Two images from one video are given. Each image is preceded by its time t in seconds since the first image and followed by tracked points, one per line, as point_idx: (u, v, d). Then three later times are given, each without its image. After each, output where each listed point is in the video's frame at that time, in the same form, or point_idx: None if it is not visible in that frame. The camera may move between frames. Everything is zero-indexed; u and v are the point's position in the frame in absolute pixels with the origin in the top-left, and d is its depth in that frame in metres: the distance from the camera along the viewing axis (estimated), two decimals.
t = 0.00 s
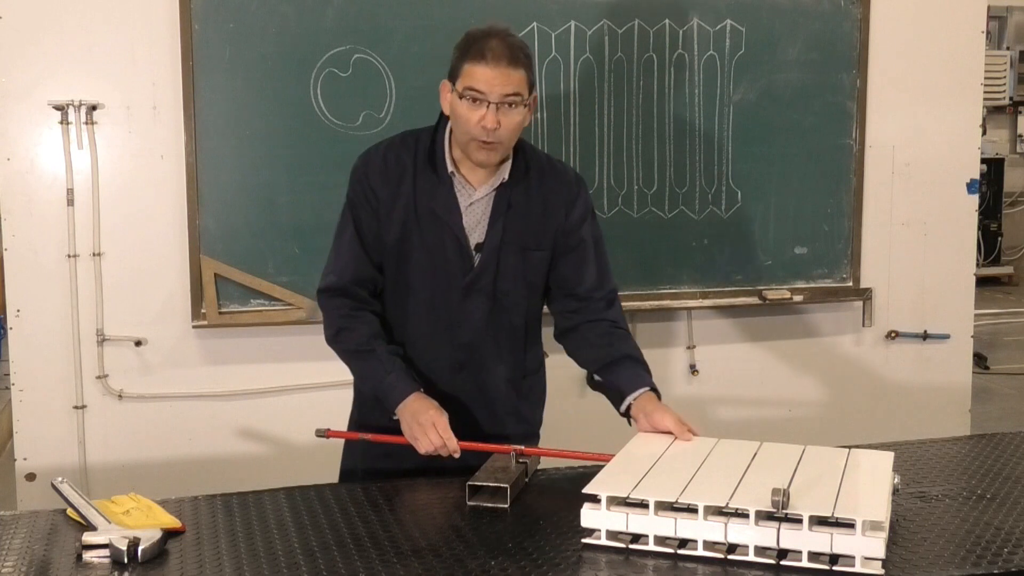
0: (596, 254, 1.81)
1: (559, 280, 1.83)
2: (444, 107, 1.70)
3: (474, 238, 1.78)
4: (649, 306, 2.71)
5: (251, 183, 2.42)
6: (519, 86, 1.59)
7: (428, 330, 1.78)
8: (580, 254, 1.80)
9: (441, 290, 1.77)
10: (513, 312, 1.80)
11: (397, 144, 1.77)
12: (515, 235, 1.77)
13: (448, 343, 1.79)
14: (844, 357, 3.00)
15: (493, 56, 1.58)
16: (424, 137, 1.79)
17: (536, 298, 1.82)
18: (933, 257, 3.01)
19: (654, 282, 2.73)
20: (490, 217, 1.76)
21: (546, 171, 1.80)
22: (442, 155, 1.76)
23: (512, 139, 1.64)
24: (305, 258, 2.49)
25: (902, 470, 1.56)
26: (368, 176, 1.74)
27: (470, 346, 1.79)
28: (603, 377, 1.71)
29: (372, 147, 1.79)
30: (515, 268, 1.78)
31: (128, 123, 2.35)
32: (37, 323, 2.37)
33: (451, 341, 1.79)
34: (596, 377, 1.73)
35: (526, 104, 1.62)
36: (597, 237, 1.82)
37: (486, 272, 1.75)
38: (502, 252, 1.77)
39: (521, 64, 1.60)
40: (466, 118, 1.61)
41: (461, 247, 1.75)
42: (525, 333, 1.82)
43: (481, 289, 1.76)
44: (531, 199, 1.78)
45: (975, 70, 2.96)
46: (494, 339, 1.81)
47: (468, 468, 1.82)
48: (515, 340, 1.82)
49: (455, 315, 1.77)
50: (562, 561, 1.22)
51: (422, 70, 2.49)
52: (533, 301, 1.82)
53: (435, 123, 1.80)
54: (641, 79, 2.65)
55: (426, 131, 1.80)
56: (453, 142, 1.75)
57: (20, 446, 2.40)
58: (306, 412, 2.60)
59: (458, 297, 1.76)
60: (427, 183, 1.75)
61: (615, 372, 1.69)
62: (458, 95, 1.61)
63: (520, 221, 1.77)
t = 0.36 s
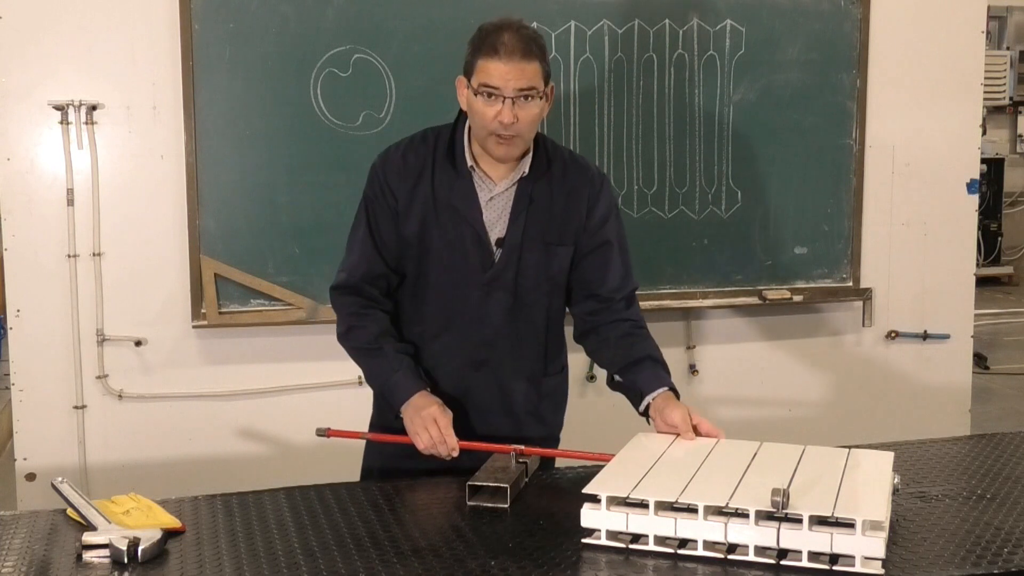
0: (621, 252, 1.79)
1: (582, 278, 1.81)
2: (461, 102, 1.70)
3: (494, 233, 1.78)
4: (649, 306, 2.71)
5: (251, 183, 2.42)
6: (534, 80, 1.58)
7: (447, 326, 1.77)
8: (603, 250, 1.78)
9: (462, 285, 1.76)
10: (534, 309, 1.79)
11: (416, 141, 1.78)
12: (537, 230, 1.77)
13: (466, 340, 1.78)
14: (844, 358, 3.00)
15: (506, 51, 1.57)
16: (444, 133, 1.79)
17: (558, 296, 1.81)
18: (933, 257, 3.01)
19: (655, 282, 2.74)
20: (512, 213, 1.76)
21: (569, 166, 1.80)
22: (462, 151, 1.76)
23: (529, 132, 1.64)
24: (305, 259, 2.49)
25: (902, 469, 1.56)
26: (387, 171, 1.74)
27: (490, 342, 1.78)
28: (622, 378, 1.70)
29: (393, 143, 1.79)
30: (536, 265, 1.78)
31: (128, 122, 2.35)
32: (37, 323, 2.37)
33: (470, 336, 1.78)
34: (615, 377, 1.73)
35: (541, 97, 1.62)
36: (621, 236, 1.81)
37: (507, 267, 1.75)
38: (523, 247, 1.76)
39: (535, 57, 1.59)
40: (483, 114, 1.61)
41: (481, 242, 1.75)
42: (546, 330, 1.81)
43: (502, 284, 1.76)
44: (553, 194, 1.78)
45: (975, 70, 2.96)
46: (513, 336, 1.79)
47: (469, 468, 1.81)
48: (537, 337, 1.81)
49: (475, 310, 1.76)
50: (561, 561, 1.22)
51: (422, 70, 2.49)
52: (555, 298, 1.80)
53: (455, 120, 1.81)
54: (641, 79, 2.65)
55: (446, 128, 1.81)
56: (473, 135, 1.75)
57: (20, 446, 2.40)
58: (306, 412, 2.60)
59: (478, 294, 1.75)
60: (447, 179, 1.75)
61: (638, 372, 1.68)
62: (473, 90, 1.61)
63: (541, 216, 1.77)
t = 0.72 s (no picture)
0: (623, 245, 1.79)
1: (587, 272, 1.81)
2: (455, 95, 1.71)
3: (499, 227, 1.77)
4: (649, 306, 2.71)
5: (251, 183, 2.42)
6: (518, 83, 1.57)
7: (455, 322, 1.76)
8: (607, 246, 1.78)
9: (469, 279, 1.75)
10: (542, 302, 1.77)
11: (421, 139, 1.78)
12: (543, 223, 1.76)
13: (473, 335, 1.76)
14: (844, 358, 3.00)
15: (489, 56, 1.56)
16: (448, 130, 1.79)
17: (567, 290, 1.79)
18: (933, 258, 3.01)
19: (655, 282, 2.73)
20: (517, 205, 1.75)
21: (574, 160, 1.79)
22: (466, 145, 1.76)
23: (516, 131, 1.64)
24: (305, 259, 2.49)
25: (902, 469, 1.55)
26: (392, 168, 1.74)
27: (499, 337, 1.76)
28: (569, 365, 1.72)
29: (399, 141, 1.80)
30: (542, 257, 1.76)
31: (129, 122, 2.35)
32: (37, 323, 2.37)
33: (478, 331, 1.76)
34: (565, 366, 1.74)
35: (527, 97, 1.61)
36: (624, 228, 1.80)
37: (512, 260, 1.74)
38: (528, 240, 1.76)
39: (519, 59, 1.57)
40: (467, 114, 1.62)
41: (486, 235, 1.74)
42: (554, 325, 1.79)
43: (508, 278, 1.74)
44: (559, 186, 1.78)
45: (975, 70, 2.96)
46: (522, 331, 1.77)
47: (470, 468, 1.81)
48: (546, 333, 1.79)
49: (483, 304, 1.75)
50: (561, 561, 1.22)
51: (422, 70, 2.49)
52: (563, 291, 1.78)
53: (459, 116, 1.81)
54: (641, 79, 2.65)
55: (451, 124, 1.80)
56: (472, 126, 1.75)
57: (20, 446, 2.40)
58: (306, 413, 2.60)
59: (484, 288, 1.74)
60: (451, 174, 1.75)
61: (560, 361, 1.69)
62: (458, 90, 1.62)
63: (546, 209, 1.76)
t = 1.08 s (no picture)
0: (607, 247, 1.75)
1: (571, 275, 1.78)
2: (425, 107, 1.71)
3: (476, 230, 1.76)
4: (649, 306, 2.71)
5: (250, 183, 2.42)
6: (474, 98, 1.57)
7: (435, 327, 1.75)
8: (591, 247, 1.74)
9: (448, 283, 1.74)
10: (521, 306, 1.76)
11: (403, 142, 1.78)
12: (521, 226, 1.74)
13: (453, 339, 1.75)
14: (844, 358, 3.00)
15: (445, 70, 1.55)
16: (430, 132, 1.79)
17: (548, 293, 1.76)
18: (932, 258, 3.01)
19: (655, 282, 2.74)
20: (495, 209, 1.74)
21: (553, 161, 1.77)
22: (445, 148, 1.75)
23: (480, 144, 1.64)
24: (304, 259, 2.48)
25: (902, 470, 1.55)
26: (373, 173, 1.74)
27: (477, 341, 1.75)
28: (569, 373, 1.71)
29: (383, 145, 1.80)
30: (521, 261, 1.75)
31: (128, 123, 2.35)
32: (37, 323, 2.37)
33: (458, 336, 1.75)
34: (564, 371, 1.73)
35: (487, 110, 1.60)
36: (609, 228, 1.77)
37: (490, 263, 1.73)
38: (506, 243, 1.74)
39: (474, 74, 1.57)
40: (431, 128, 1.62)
41: (464, 239, 1.73)
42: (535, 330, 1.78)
43: (486, 282, 1.73)
44: (538, 188, 1.76)
45: (975, 70, 2.96)
46: (502, 334, 1.76)
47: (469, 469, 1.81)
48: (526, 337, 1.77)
49: (462, 308, 1.74)
50: (562, 561, 1.22)
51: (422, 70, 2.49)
52: (543, 294, 1.76)
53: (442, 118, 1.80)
54: (641, 79, 2.65)
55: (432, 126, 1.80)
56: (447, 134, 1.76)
57: (20, 447, 2.40)
58: (306, 412, 2.60)
59: (462, 291, 1.73)
60: (430, 178, 1.74)
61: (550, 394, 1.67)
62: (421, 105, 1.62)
63: (523, 212, 1.75)
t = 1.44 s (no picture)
0: (599, 241, 1.75)
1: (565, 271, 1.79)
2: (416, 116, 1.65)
3: (467, 230, 1.77)
4: (649, 305, 2.71)
5: (250, 183, 2.42)
6: (487, 105, 1.54)
7: (428, 328, 1.75)
8: (583, 242, 1.74)
9: (439, 284, 1.74)
10: (514, 304, 1.75)
11: (389, 143, 1.78)
12: (511, 224, 1.74)
13: (447, 341, 1.75)
14: (844, 357, 3.00)
15: (457, 85, 1.52)
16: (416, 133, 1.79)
17: (541, 291, 1.76)
18: (932, 258, 3.00)
19: (655, 282, 2.74)
20: (484, 207, 1.74)
21: (541, 158, 1.77)
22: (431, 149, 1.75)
23: (490, 145, 1.63)
24: (304, 259, 2.48)
25: (901, 470, 1.55)
26: (360, 176, 1.74)
27: (471, 342, 1.75)
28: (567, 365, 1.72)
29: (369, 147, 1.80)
30: (513, 259, 1.75)
31: (128, 123, 2.35)
32: (37, 323, 2.38)
33: (452, 337, 1.75)
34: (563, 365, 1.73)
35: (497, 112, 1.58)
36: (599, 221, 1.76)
37: (481, 263, 1.73)
38: (497, 242, 1.74)
39: (483, 81, 1.54)
40: (444, 141, 1.59)
41: (454, 239, 1.73)
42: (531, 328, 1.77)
43: (478, 281, 1.73)
44: (525, 185, 1.75)
45: (975, 70, 2.96)
46: (496, 333, 1.76)
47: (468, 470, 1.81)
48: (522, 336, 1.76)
49: (455, 309, 1.74)
50: (563, 561, 1.22)
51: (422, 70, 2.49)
52: (537, 292, 1.76)
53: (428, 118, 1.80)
54: (641, 79, 2.65)
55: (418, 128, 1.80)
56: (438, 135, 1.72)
57: (20, 447, 2.40)
58: (307, 412, 2.60)
59: (453, 292, 1.73)
60: (417, 179, 1.75)
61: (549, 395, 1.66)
62: (429, 119, 1.58)
63: (513, 210, 1.75)
